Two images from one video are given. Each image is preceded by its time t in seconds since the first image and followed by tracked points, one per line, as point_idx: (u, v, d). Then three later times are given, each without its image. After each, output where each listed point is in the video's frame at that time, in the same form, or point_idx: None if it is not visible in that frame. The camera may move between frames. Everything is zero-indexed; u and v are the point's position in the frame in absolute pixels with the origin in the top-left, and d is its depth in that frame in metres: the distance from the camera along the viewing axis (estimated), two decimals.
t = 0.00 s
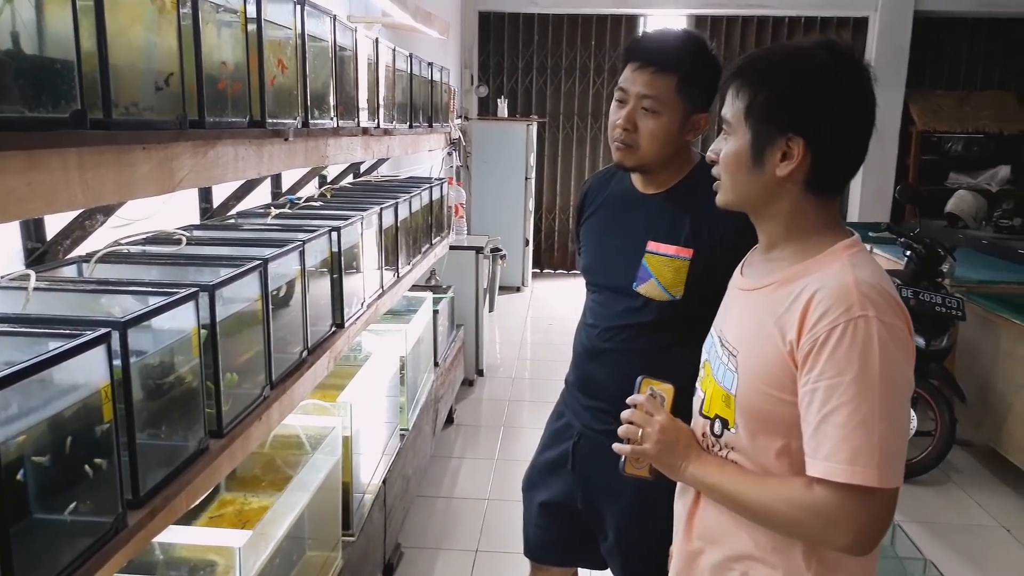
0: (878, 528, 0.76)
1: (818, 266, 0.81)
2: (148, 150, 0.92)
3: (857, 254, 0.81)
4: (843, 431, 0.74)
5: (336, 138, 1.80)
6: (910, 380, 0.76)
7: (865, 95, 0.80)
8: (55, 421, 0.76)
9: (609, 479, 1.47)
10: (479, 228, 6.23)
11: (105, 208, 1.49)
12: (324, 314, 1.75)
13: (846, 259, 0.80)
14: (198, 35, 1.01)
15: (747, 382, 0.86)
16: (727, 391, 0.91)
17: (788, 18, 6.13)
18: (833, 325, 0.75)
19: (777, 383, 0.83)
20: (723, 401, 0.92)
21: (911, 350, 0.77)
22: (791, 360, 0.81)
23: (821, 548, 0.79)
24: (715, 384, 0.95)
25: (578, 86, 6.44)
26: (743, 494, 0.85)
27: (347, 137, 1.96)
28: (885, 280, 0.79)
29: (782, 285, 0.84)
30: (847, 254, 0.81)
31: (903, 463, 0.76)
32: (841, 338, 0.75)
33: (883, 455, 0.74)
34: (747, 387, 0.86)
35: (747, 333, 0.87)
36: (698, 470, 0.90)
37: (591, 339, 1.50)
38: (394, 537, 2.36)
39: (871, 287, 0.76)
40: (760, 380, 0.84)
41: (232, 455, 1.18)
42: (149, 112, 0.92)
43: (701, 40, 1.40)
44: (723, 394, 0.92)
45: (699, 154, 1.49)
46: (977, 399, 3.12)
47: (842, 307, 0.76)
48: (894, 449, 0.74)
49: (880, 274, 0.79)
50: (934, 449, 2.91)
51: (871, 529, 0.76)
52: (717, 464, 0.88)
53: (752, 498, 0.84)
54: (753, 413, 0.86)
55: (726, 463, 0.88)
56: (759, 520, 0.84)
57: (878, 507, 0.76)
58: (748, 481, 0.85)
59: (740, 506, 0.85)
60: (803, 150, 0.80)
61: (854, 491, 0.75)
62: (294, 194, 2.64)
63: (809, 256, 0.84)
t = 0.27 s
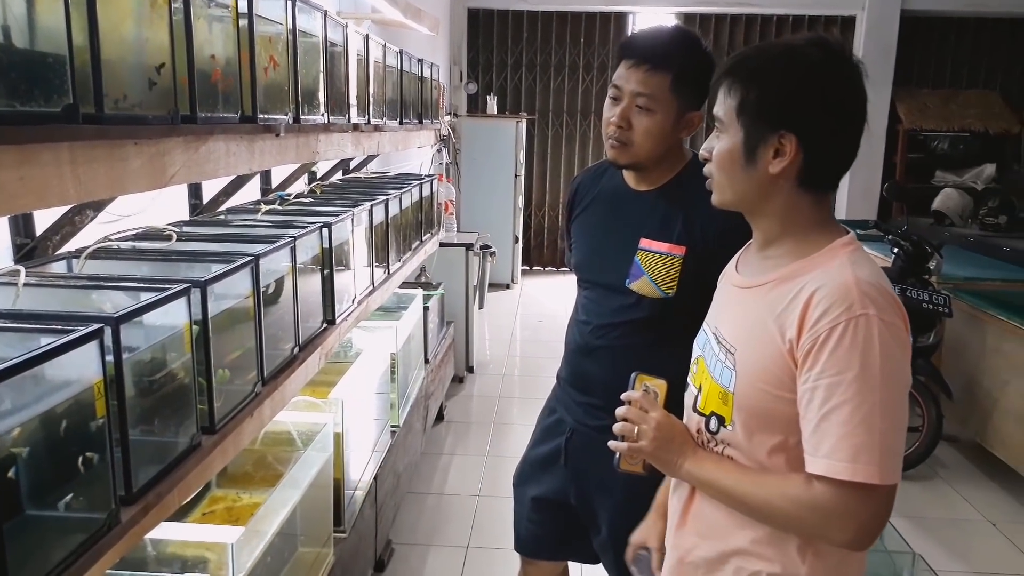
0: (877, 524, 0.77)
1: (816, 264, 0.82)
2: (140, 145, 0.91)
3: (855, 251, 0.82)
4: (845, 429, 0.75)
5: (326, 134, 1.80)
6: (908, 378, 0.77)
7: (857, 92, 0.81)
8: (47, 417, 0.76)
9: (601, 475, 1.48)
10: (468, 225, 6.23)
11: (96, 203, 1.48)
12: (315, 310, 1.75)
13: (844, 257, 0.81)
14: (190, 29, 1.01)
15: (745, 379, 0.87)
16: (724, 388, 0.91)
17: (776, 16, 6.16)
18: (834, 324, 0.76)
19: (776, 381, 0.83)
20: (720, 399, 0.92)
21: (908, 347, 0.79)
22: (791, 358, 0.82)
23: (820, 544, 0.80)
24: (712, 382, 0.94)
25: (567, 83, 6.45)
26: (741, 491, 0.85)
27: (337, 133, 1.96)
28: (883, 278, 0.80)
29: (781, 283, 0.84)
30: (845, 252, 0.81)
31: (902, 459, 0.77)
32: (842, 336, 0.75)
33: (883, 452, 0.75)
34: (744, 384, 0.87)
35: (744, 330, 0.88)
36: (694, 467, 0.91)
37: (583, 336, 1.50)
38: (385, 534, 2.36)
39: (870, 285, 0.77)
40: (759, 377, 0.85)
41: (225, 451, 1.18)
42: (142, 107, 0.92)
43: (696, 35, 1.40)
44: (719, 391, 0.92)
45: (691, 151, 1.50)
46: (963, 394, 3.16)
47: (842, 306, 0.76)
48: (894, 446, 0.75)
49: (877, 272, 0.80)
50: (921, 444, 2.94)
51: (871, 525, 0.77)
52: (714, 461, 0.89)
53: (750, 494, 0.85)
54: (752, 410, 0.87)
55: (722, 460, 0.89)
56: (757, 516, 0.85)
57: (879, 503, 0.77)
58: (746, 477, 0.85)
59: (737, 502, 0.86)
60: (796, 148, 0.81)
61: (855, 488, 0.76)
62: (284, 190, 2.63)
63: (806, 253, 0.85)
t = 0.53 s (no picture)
0: (879, 527, 0.77)
1: (819, 266, 0.82)
2: (144, 149, 0.91)
3: (859, 254, 0.81)
4: (845, 432, 0.75)
5: (327, 137, 1.80)
6: (911, 381, 0.77)
7: (858, 94, 0.80)
8: (52, 421, 0.76)
9: (603, 476, 1.48)
10: (468, 228, 6.23)
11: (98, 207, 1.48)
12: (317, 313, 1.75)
13: (847, 259, 0.81)
14: (192, 33, 1.01)
15: (747, 381, 0.87)
16: (728, 390, 0.91)
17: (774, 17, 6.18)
18: (836, 327, 0.76)
19: (778, 382, 0.84)
20: (723, 400, 0.92)
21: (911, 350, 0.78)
22: (793, 360, 0.82)
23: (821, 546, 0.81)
24: (715, 383, 0.95)
25: (566, 85, 6.45)
26: (743, 493, 0.85)
27: (338, 136, 1.96)
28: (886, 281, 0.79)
29: (784, 285, 0.84)
30: (849, 254, 0.81)
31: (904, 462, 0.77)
32: (843, 339, 0.75)
33: (884, 455, 0.75)
34: (747, 385, 0.87)
35: (748, 332, 0.88)
36: (698, 468, 0.91)
37: (585, 337, 1.51)
38: (387, 536, 2.36)
39: (873, 288, 0.77)
40: (761, 379, 0.85)
41: (230, 454, 1.18)
42: (145, 110, 0.92)
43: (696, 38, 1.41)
44: (723, 393, 0.92)
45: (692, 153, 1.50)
46: (963, 394, 3.16)
47: (844, 309, 0.76)
48: (896, 450, 0.75)
49: (881, 274, 0.80)
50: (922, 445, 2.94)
51: (872, 529, 0.77)
52: (717, 462, 0.89)
53: (753, 496, 0.85)
54: (755, 412, 0.87)
55: (725, 462, 0.89)
56: (760, 518, 0.85)
57: (880, 507, 0.77)
58: (748, 479, 0.86)
59: (739, 503, 0.86)
60: (785, 147, 0.81)
61: (856, 491, 0.76)
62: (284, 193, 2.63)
63: (809, 256, 0.85)
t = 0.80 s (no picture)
0: (869, 532, 0.77)
1: (814, 269, 0.82)
2: (144, 150, 0.91)
3: (855, 257, 0.81)
4: (835, 435, 0.75)
5: (324, 138, 1.80)
6: (905, 385, 0.77)
7: (864, 95, 0.79)
8: (52, 424, 0.76)
9: (601, 477, 1.48)
10: (464, 229, 6.23)
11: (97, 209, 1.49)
12: (316, 314, 1.75)
13: (843, 261, 0.81)
14: (191, 34, 1.01)
15: (743, 382, 0.87)
16: (723, 391, 0.92)
17: (769, 19, 6.20)
18: (828, 330, 0.76)
19: (773, 384, 0.84)
20: (719, 401, 0.93)
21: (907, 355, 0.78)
22: (788, 362, 0.82)
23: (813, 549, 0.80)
24: (712, 384, 0.96)
25: (562, 87, 6.46)
26: (738, 495, 0.86)
27: (336, 137, 1.96)
28: (882, 284, 0.79)
29: (780, 287, 0.85)
30: (844, 257, 0.81)
31: (897, 468, 0.77)
32: (835, 342, 0.76)
33: (875, 460, 0.74)
34: (743, 386, 0.88)
35: (744, 334, 0.88)
36: (693, 468, 0.91)
37: (583, 338, 1.51)
38: (385, 538, 2.36)
39: (866, 291, 0.77)
40: (756, 380, 0.85)
41: (227, 456, 1.18)
42: (144, 113, 0.92)
43: (692, 40, 1.41)
44: (718, 393, 0.93)
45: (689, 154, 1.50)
46: (959, 394, 3.17)
47: (836, 312, 0.76)
48: (887, 455, 0.75)
49: (877, 278, 0.80)
50: (918, 445, 2.95)
51: (863, 533, 0.77)
52: (711, 463, 0.89)
53: (746, 498, 0.85)
54: (750, 414, 0.87)
55: (722, 462, 0.89)
56: (754, 520, 0.85)
57: (871, 512, 0.76)
58: (742, 481, 0.86)
59: (733, 505, 0.86)
60: (778, 142, 0.82)
61: (847, 495, 0.76)
62: (281, 194, 2.63)
63: (806, 258, 0.85)
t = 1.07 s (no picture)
0: (863, 531, 0.77)
1: (813, 267, 0.82)
2: (144, 145, 0.91)
3: (855, 255, 0.81)
4: (830, 433, 0.75)
5: (324, 133, 1.80)
6: (902, 384, 0.77)
7: (865, 92, 0.79)
8: (53, 419, 0.75)
9: (600, 473, 1.48)
10: (462, 225, 6.23)
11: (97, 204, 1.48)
12: (315, 310, 1.75)
13: (842, 259, 0.81)
14: (192, 29, 1.00)
15: (742, 378, 0.87)
16: (721, 387, 0.92)
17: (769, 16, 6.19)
18: (825, 327, 0.76)
19: (771, 381, 0.84)
20: (718, 397, 0.93)
21: (905, 354, 0.78)
22: (785, 359, 0.82)
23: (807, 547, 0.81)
24: (711, 380, 0.96)
25: (560, 83, 6.46)
26: (735, 492, 0.86)
27: (335, 132, 1.96)
28: (881, 283, 0.79)
29: (779, 284, 0.85)
30: (843, 255, 0.81)
31: (892, 467, 0.77)
32: (831, 340, 0.76)
33: (869, 458, 0.75)
34: (741, 383, 0.88)
35: (743, 330, 0.89)
36: (691, 464, 0.91)
37: (582, 334, 1.51)
38: (384, 533, 2.36)
39: (864, 290, 0.77)
40: (754, 377, 0.86)
41: (227, 451, 1.18)
42: (145, 108, 0.92)
43: (693, 35, 1.41)
44: (717, 390, 0.93)
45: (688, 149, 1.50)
46: (956, 391, 3.18)
47: (834, 310, 0.77)
48: (881, 453, 0.75)
49: (876, 277, 0.80)
50: (916, 442, 2.96)
51: (857, 532, 0.77)
52: (709, 459, 0.90)
53: (743, 495, 0.85)
54: (748, 411, 0.87)
55: (720, 458, 0.89)
56: (750, 517, 0.85)
57: (865, 510, 0.76)
58: (739, 478, 0.86)
59: (730, 501, 0.86)
60: (778, 138, 0.82)
61: (841, 493, 0.76)
62: (280, 190, 2.63)
63: (806, 255, 0.85)
